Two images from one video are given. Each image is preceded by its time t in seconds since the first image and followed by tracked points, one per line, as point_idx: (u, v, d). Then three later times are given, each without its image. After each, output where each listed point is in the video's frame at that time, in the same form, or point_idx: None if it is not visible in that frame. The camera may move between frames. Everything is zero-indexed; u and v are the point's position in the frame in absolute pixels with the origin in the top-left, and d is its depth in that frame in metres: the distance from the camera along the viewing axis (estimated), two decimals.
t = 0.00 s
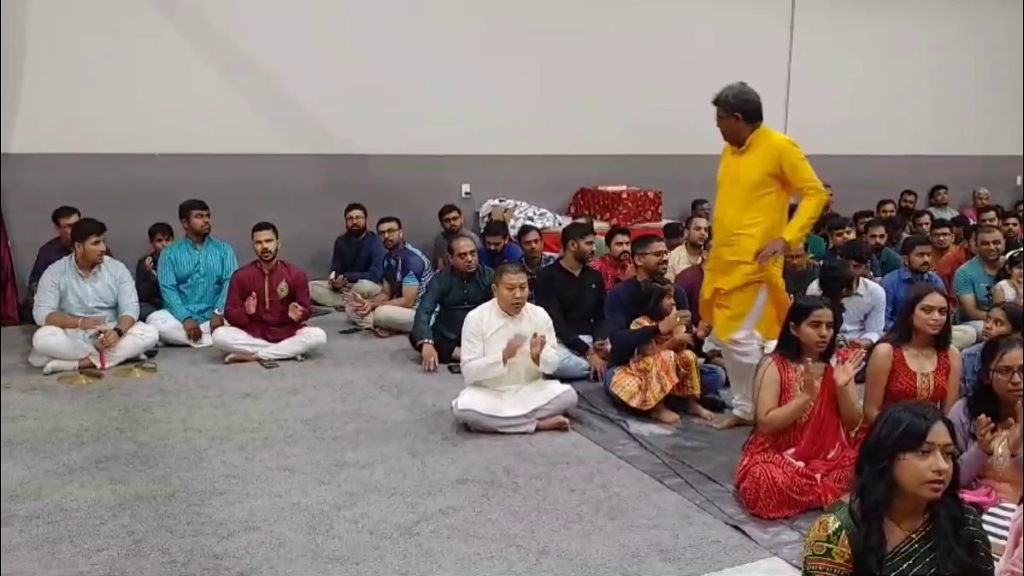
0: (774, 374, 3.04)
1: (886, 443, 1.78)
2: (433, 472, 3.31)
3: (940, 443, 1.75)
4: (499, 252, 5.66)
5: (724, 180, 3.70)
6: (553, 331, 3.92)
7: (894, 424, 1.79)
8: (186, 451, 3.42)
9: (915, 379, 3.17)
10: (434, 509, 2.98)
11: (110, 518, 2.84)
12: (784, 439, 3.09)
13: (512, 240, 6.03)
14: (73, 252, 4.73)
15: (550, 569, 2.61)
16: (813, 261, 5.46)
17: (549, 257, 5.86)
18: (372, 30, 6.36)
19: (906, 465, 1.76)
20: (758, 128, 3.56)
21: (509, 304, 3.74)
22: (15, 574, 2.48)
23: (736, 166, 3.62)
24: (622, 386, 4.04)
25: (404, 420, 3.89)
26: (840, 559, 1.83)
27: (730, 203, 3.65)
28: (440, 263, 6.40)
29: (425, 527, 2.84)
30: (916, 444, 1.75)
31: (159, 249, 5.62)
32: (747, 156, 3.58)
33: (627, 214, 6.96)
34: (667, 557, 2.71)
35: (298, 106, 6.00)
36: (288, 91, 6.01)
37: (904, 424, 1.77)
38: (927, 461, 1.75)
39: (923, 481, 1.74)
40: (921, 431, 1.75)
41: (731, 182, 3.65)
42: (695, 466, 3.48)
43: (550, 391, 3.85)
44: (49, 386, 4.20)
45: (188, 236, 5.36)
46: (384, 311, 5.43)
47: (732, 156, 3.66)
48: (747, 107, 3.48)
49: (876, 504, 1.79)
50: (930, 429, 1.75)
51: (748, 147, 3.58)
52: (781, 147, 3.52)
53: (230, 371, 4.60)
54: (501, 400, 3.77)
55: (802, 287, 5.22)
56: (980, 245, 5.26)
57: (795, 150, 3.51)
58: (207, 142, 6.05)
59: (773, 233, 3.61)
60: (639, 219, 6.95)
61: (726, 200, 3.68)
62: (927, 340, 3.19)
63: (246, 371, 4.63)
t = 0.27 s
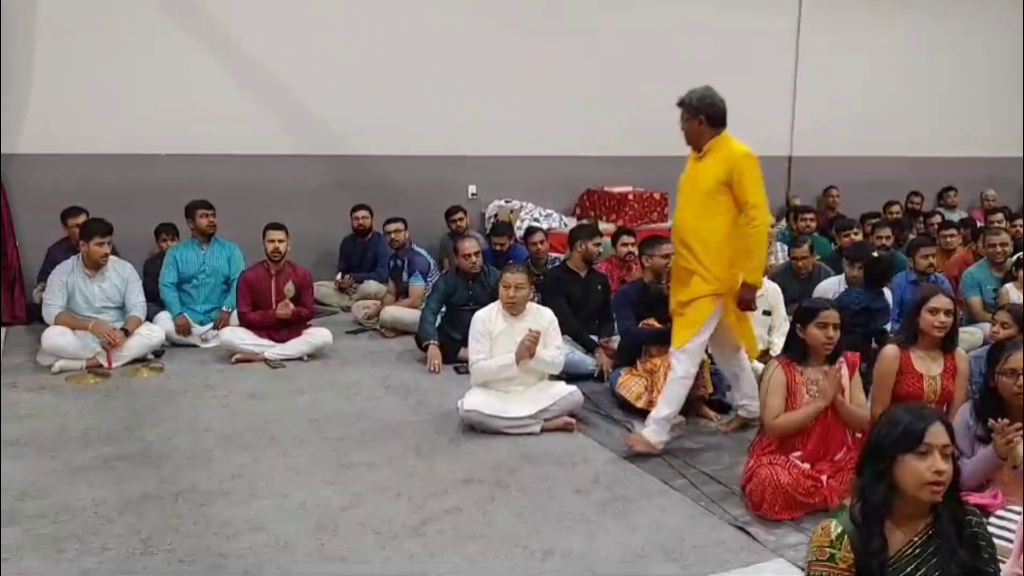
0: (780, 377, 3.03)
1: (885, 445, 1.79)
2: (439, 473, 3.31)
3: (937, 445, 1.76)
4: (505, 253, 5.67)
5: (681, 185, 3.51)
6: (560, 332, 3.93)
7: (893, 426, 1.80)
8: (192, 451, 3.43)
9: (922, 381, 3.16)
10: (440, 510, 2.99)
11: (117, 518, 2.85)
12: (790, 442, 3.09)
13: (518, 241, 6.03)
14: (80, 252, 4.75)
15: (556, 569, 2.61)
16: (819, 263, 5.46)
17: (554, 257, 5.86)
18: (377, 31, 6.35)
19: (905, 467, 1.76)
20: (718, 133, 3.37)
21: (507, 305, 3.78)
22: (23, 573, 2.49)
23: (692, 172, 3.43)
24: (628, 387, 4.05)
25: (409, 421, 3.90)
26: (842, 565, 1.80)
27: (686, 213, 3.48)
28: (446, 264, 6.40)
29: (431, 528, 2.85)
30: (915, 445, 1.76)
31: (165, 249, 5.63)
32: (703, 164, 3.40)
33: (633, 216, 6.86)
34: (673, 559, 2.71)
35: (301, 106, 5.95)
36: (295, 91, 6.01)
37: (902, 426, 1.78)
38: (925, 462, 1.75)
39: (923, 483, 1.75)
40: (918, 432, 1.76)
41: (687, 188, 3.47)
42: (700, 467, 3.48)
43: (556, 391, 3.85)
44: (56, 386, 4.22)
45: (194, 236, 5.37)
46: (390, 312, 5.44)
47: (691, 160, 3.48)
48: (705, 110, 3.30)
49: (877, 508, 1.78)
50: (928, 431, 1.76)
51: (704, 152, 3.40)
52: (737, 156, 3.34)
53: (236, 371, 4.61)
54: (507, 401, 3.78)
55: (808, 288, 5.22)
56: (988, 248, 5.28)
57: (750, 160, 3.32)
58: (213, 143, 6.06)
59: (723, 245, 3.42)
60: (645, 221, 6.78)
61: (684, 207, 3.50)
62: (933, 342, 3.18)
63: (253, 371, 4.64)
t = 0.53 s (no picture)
0: (784, 380, 3.03)
1: (884, 448, 1.79)
2: (442, 474, 3.31)
3: (938, 448, 1.76)
4: (509, 254, 5.67)
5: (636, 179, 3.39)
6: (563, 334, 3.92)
7: (891, 428, 1.80)
8: (196, 451, 3.44)
9: (926, 383, 3.15)
10: (443, 511, 2.99)
11: (121, 517, 2.85)
12: (794, 444, 3.09)
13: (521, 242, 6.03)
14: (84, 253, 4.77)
15: (558, 570, 2.61)
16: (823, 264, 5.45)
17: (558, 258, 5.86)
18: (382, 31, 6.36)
19: (904, 470, 1.76)
20: (672, 128, 3.25)
21: (511, 305, 3.77)
22: (27, 572, 2.50)
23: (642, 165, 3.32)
24: (632, 388, 4.05)
25: (413, 421, 3.90)
26: (842, 567, 1.83)
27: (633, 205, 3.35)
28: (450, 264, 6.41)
29: (434, 528, 2.85)
30: (913, 449, 1.76)
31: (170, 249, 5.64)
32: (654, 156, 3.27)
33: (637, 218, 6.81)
34: (675, 560, 2.70)
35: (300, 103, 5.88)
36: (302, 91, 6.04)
37: (901, 429, 1.78)
38: (926, 466, 1.75)
39: (923, 486, 1.74)
40: (916, 435, 1.76)
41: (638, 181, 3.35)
42: (704, 468, 3.48)
43: (559, 392, 3.85)
44: (61, 386, 4.23)
45: (198, 236, 5.38)
46: (393, 312, 5.44)
47: (645, 156, 3.36)
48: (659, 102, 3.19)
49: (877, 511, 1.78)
50: (926, 434, 1.76)
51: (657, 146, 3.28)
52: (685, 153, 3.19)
53: (240, 372, 4.62)
54: (510, 401, 3.78)
55: (812, 289, 5.20)
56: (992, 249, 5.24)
57: (698, 158, 3.17)
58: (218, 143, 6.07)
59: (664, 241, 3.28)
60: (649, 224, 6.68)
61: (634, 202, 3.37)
62: (937, 343, 3.18)
63: (256, 371, 4.65)
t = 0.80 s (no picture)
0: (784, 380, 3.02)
1: (882, 449, 1.79)
2: (442, 473, 3.31)
3: (936, 448, 1.75)
4: (509, 254, 5.67)
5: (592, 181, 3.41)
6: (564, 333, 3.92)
7: (890, 428, 1.80)
8: (196, 450, 3.44)
9: (926, 383, 3.15)
10: (443, 510, 2.99)
11: (121, 515, 2.85)
12: (794, 443, 3.09)
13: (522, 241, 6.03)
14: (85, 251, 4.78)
15: (558, 569, 2.61)
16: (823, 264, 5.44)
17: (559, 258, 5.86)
18: (384, 30, 6.36)
19: (902, 470, 1.76)
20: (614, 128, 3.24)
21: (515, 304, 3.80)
22: (27, 571, 2.50)
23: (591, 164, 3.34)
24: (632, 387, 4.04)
25: (412, 421, 3.90)
26: (843, 568, 1.81)
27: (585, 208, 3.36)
28: (450, 263, 6.41)
29: (433, 528, 2.85)
30: (911, 449, 1.76)
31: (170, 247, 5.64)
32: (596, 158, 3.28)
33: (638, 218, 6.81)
34: (675, 560, 2.70)
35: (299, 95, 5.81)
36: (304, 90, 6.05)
37: (899, 429, 1.78)
38: (924, 466, 1.75)
39: (921, 487, 1.74)
40: (915, 435, 1.76)
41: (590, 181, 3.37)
42: (703, 468, 3.48)
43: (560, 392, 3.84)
44: (62, 384, 4.23)
45: (197, 236, 5.38)
46: (393, 311, 5.44)
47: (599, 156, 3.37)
48: (601, 99, 3.22)
49: (876, 511, 1.78)
50: (925, 434, 1.76)
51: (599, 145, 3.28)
52: (620, 148, 3.19)
53: (240, 371, 4.62)
54: (510, 400, 3.78)
55: (813, 289, 5.20)
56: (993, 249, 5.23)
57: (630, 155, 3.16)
58: (219, 141, 6.07)
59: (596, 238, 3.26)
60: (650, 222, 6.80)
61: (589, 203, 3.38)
62: (936, 341, 3.17)
63: (256, 370, 4.65)
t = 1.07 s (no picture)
0: (778, 380, 3.02)
1: (875, 449, 1.79)
2: (436, 472, 3.31)
3: (928, 448, 1.75)
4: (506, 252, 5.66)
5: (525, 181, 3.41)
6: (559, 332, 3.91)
7: (883, 428, 1.79)
8: (190, 448, 3.44)
9: (921, 382, 3.16)
10: (437, 509, 2.98)
11: (115, 514, 2.85)
12: (788, 442, 3.09)
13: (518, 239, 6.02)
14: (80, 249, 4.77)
15: (551, 569, 2.61)
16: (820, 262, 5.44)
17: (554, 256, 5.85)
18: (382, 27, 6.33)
19: (895, 470, 1.76)
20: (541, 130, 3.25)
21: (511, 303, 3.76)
22: (19, 570, 2.50)
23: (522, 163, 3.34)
24: (627, 385, 4.05)
25: (407, 419, 3.89)
26: (835, 567, 1.82)
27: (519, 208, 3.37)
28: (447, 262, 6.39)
29: (427, 526, 2.85)
30: (904, 449, 1.76)
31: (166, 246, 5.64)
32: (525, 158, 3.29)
33: (635, 215, 6.85)
34: (669, 558, 2.71)
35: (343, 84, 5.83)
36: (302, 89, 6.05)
37: (892, 429, 1.78)
38: (916, 466, 1.75)
39: (913, 487, 1.75)
40: (908, 435, 1.76)
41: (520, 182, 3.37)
42: (698, 467, 3.48)
43: (556, 391, 3.84)
44: (57, 383, 4.23)
45: (192, 235, 5.36)
46: (389, 310, 5.44)
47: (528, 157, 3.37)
48: (533, 99, 3.22)
49: (869, 511, 1.78)
50: (917, 434, 1.76)
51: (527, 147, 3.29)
52: (543, 147, 3.20)
53: (235, 369, 4.62)
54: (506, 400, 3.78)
55: (808, 287, 5.20)
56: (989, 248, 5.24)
57: (555, 157, 3.17)
58: (215, 140, 6.06)
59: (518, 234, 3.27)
60: (646, 220, 6.86)
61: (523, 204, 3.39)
62: (928, 339, 3.17)
63: (252, 369, 4.65)
